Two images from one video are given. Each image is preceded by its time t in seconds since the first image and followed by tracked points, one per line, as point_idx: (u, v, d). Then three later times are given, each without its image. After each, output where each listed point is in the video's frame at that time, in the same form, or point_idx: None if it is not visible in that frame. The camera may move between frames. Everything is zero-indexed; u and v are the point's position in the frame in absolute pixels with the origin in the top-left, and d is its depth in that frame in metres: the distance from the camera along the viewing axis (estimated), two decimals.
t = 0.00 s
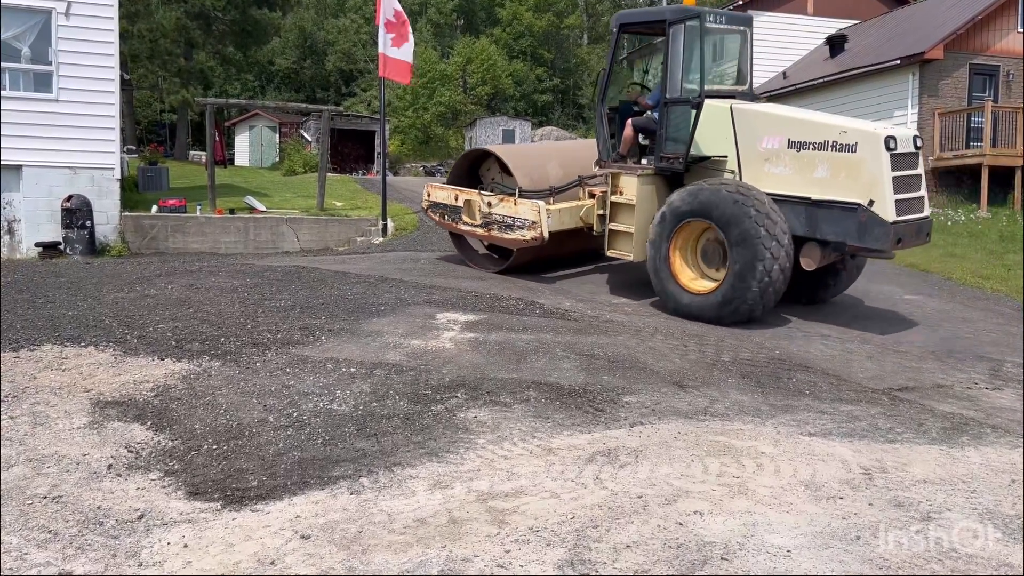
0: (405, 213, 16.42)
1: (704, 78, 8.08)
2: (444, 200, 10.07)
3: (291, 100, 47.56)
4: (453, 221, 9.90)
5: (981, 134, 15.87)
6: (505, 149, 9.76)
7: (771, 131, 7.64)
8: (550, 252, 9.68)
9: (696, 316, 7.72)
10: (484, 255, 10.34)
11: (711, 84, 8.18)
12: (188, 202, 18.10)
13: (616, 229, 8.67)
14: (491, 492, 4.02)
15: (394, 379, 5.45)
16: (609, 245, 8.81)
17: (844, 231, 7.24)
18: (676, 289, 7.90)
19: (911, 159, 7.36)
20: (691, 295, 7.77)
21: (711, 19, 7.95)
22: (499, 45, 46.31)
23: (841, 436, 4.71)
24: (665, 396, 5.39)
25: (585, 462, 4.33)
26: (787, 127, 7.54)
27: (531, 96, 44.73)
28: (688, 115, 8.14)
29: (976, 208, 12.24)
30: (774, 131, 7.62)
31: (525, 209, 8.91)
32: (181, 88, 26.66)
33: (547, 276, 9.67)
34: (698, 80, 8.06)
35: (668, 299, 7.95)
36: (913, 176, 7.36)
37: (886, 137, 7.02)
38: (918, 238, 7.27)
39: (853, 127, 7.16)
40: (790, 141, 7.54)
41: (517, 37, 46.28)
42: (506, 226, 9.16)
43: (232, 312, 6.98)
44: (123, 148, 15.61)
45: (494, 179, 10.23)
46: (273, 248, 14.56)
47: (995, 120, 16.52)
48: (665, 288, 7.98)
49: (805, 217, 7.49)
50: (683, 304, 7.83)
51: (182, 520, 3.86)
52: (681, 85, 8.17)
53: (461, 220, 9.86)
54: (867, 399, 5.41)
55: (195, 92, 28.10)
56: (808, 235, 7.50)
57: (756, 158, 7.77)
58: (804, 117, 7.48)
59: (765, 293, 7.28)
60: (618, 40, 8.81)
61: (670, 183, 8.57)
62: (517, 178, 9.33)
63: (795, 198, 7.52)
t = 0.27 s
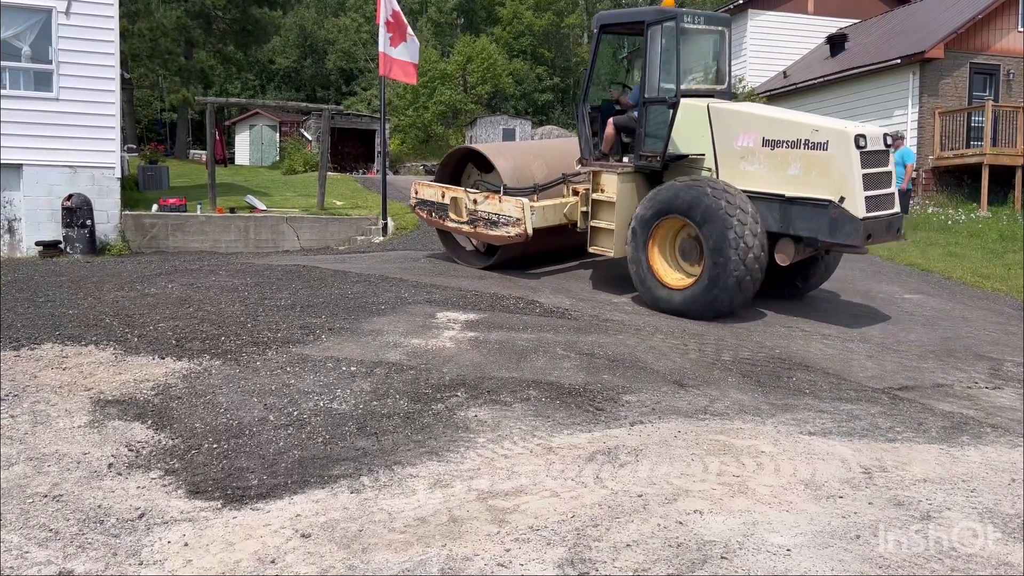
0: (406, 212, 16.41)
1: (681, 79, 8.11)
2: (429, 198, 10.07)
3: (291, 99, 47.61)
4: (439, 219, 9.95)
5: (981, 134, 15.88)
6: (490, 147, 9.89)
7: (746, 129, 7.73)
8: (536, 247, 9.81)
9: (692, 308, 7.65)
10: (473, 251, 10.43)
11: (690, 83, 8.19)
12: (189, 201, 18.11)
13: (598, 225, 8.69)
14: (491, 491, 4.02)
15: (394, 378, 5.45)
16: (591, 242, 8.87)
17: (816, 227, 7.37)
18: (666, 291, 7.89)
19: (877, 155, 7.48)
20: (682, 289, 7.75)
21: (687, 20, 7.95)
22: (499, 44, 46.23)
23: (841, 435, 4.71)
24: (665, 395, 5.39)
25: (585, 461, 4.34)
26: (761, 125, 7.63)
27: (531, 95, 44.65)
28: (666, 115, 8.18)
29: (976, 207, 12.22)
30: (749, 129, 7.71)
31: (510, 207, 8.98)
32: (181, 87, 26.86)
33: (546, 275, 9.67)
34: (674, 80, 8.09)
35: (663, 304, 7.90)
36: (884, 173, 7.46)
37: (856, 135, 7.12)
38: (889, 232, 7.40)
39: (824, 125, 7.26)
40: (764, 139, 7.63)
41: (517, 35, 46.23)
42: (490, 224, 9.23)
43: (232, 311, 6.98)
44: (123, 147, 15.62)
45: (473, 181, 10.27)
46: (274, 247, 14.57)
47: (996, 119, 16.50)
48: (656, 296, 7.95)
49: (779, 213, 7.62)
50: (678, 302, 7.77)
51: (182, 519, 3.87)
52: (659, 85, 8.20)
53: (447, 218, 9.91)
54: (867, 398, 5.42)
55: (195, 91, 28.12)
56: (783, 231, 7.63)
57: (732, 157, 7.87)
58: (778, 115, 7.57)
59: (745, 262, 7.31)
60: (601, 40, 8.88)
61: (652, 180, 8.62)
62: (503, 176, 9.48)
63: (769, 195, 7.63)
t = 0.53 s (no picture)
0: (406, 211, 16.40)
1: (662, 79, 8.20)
2: (419, 196, 10.29)
3: (291, 98, 47.64)
4: (428, 216, 10.13)
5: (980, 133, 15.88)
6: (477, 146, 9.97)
7: (724, 128, 7.84)
8: (524, 245, 9.90)
9: (688, 292, 7.66)
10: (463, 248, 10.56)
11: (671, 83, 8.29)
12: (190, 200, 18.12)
13: (582, 224, 8.87)
14: (491, 490, 4.02)
15: (394, 378, 5.45)
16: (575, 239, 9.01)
17: (793, 224, 7.50)
18: (660, 287, 7.94)
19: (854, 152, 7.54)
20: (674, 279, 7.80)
21: (669, 21, 8.04)
22: (499, 44, 46.16)
23: (841, 435, 4.71)
24: (665, 394, 5.39)
25: (585, 460, 4.34)
26: (739, 124, 7.74)
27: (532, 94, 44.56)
28: (648, 115, 8.27)
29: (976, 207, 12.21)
30: (728, 128, 7.82)
31: (497, 204, 9.13)
32: (181, 86, 26.86)
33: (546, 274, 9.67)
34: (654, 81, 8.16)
35: (662, 301, 7.89)
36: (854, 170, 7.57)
37: (830, 134, 7.25)
38: (864, 229, 7.53)
39: (800, 124, 7.38)
40: (742, 137, 7.74)
41: (517, 35, 46.17)
42: (478, 221, 9.39)
43: (233, 310, 6.98)
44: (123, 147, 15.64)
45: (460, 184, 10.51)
46: (274, 247, 14.57)
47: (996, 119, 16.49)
48: (652, 295, 7.98)
49: (757, 210, 7.73)
50: (673, 291, 7.80)
51: (183, 518, 3.87)
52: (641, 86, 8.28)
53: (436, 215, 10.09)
54: (867, 398, 5.42)
55: (195, 90, 28.13)
56: (760, 227, 7.75)
57: (711, 155, 7.99)
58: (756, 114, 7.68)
59: (720, 229, 7.45)
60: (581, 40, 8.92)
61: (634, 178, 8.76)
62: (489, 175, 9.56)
63: (748, 193, 7.75)
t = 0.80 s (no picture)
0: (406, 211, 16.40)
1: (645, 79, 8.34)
2: (409, 194, 10.38)
3: (290, 98, 47.57)
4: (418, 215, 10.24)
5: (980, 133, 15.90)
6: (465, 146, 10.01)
7: (706, 127, 7.94)
8: (513, 243, 9.89)
9: (678, 276, 7.71)
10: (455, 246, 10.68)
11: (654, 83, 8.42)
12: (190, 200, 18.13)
13: (567, 221, 8.94)
14: (491, 490, 4.02)
15: (394, 377, 5.46)
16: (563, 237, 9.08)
17: (772, 221, 7.58)
18: (654, 280, 7.99)
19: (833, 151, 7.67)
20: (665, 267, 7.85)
21: (652, 22, 8.16)
22: (499, 43, 46.13)
23: (841, 435, 4.71)
24: (665, 394, 5.40)
25: (585, 460, 4.34)
26: (721, 123, 7.85)
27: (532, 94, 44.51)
28: (632, 114, 8.40)
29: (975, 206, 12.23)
30: (709, 126, 7.93)
31: (485, 202, 9.21)
32: (182, 86, 26.74)
33: (544, 273, 9.67)
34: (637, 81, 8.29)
35: (660, 293, 7.89)
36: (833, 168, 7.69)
37: (808, 132, 7.36)
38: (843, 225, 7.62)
39: (779, 123, 7.49)
40: (723, 136, 7.85)
41: (517, 35, 46.14)
42: (467, 219, 9.49)
43: (232, 309, 6.99)
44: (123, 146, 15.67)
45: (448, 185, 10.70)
46: (274, 246, 14.58)
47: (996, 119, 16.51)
48: (649, 291, 7.99)
49: (738, 207, 7.83)
50: (665, 280, 7.84)
51: (183, 518, 3.87)
52: (626, 86, 8.41)
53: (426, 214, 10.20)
54: (866, 398, 5.42)
55: (194, 90, 28.18)
56: (740, 224, 7.85)
57: (693, 154, 8.09)
58: (736, 113, 7.80)
59: (692, 206, 7.64)
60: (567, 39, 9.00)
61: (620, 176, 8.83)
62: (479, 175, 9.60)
63: (728, 190, 7.85)
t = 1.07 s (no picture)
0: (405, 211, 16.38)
1: (629, 79, 8.53)
2: (400, 193, 10.50)
3: (290, 97, 47.51)
4: (408, 213, 10.34)
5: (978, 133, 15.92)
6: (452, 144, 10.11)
7: (690, 126, 8.14)
8: (502, 239, 10.15)
9: (666, 256, 7.76)
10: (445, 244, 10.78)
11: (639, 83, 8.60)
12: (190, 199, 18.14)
13: (554, 219, 9.04)
14: (491, 489, 4.03)
15: (394, 376, 5.47)
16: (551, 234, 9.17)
17: (753, 218, 7.77)
18: (643, 272, 8.04)
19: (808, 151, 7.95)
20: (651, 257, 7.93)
21: (637, 22, 8.39)
22: (499, 43, 46.04)
23: (840, 434, 4.72)
24: (664, 393, 5.40)
25: (584, 460, 4.34)
26: (704, 123, 8.04)
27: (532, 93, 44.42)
28: (616, 114, 8.57)
29: (974, 206, 12.23)
30: (693, 126, 8.12)
31: (473, 201, 9.27)
32: (181, 85, 26.61)
33: (543, 272, 9.70)
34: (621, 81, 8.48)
35: (652, 283, 7.92)
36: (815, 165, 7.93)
37: (788, 131, 7.57)
38: (821, 222, 7.84)
39: (760, 123, 7.70)
40: (706, 136, 8.04)
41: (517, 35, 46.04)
42: (456, 217, 9.56)
43: (232, 309, 6.99)
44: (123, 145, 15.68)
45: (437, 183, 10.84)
46: (274, 246, 14.55)
47: (995, 119, 16.53)
48: (640, 284, 8.02)
49: (720, 204, 8.01)
50: (654, 265, 7.88)
51: (183, 517, 3.87)
52: (610, 85, 8.60)
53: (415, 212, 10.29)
54: (866, 397, 5.42)
55: (193, 89, 28.18)
56: (723, 221, 8.01)
57: (677, 153, 8.27)
58: (719, 113, 8.00)
59: (662, 187, 7.88)
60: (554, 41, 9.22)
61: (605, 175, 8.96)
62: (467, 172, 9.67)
63: (711, 188, 8.04)
